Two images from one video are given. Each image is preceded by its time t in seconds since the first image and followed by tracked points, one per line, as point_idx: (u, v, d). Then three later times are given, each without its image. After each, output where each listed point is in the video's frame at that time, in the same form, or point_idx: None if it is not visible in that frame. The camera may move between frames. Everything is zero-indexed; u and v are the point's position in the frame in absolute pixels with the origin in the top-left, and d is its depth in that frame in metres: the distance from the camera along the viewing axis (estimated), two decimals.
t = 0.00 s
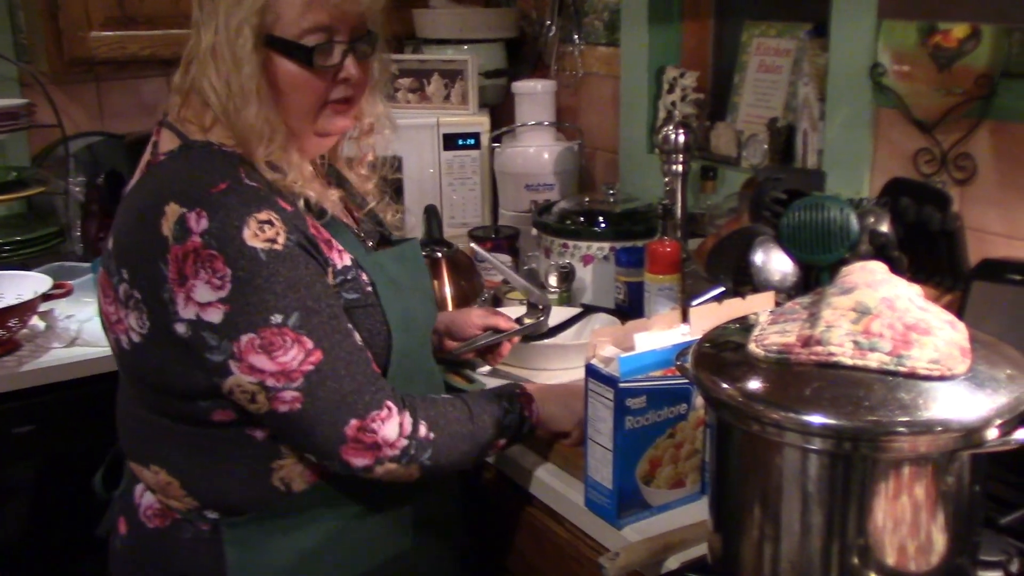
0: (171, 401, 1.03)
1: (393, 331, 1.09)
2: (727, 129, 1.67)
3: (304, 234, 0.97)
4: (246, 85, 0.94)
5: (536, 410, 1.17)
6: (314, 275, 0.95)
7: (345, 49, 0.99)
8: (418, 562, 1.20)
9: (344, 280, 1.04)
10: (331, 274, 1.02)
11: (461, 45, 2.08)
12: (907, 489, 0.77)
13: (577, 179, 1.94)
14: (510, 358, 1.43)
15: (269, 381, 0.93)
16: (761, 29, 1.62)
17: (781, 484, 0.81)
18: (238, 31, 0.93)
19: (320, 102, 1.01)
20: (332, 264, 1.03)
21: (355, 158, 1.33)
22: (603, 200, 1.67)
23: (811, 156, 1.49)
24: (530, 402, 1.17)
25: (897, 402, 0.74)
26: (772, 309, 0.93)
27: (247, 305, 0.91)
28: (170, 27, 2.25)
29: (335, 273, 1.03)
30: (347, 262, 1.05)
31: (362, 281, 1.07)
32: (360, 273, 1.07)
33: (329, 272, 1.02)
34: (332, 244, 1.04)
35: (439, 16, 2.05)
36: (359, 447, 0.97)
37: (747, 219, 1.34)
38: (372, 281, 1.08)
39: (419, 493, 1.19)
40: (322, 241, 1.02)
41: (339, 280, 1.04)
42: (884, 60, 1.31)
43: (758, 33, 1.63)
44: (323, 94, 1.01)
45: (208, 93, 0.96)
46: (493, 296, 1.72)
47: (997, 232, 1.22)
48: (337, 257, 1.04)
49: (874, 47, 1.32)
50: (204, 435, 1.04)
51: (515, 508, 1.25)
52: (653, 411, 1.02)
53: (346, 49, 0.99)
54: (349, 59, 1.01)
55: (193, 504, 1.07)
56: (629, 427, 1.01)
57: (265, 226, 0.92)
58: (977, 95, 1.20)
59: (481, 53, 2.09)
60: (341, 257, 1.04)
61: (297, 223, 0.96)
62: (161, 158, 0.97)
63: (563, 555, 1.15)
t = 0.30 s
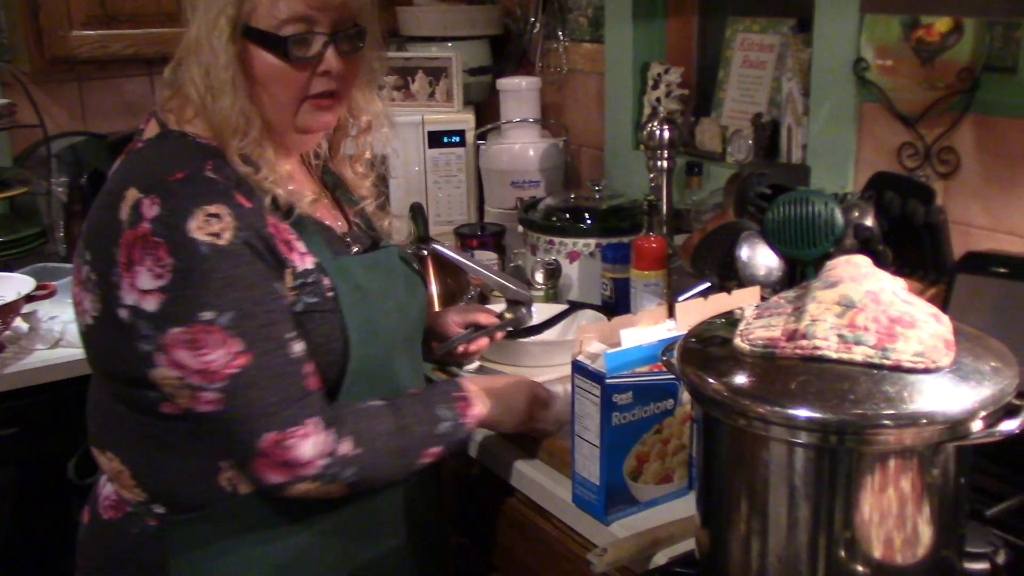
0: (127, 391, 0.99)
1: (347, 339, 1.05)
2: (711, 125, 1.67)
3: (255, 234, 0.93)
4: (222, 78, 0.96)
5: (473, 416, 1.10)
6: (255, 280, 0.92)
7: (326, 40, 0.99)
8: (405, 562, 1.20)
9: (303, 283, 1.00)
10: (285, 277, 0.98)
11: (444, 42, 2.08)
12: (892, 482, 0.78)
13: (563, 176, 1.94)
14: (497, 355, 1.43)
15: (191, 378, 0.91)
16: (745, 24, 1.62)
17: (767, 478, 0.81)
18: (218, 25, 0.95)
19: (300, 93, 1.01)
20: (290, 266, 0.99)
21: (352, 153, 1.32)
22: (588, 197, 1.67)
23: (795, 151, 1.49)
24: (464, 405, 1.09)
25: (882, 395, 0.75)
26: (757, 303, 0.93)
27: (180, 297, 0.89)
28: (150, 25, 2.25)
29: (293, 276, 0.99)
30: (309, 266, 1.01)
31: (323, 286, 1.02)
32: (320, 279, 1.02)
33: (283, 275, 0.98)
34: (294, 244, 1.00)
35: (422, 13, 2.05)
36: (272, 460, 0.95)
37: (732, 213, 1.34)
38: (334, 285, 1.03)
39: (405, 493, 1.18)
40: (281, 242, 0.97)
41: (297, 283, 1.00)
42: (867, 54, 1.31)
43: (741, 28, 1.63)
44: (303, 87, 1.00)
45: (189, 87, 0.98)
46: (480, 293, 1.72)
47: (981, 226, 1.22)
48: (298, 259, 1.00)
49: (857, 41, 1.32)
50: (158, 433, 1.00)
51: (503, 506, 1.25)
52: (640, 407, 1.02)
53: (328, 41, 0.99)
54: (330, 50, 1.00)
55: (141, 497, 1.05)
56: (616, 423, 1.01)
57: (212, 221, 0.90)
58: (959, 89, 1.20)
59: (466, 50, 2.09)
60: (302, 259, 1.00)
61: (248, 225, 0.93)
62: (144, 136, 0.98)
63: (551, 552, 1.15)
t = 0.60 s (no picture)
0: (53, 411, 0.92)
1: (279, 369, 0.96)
2: (697, 119, 1.67)
3: (159, 263, 0.84)
4: (161, 75, 0.89)
5: (328, 471, 0.88)
6: (146, 314, 0.82)
7: (273, 33, 0.92)
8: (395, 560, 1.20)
9: (226, 308, 0.90)
10: (200, 303, 0.87)
11: (430, 38, 2.07)
12: (879, 472, 0.78)
13: (549, 171, 1.94)
14: (485, 350, 1.43)
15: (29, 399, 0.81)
16: (730, 18, 1.62)
17: (755, 469, 0.81)
18: (157, 20, 0.89)
19: (248, 94, 0.93)
20: (210, 289, 0.88)
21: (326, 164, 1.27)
22: (575, 191, 1.67)
23: (781, 144, 1.50)
24: (317, 458, 0.88)
25: (868, 386, 0.75)
26: (743, 296, 0.93)
27: (54, 310, 0.80)
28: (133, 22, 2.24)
29: (216, 300, 0.89)
30: (232, 292, 0.90)
31: (249, 312, 0.92)
32: (246, 302, 0.92)
33: (201, 301, 0.87)
34: (214, 268, 0.89)
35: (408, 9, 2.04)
36: (56, 506, 0.83)
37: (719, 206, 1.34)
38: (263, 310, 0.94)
39: (392, 490, 1.18)
40: (198, 261, 0.87)
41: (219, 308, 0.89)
42: (852, 47, 1.31)
43: (727, 22, 1.63)
44: (251, 85, 0.92)
45: (130, 91, 0.92)
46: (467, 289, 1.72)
47: (966, 217, 1.23)
48: (219, 283, 0.89)
49: (842, 34, 1.32)
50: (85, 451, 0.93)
51: (492, 501, 1.25)
52: (628, 401, 1.02)
53: (275, 33, 0.92)
54: (279, 44, 0.93)
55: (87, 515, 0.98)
56: (604, 417, 1.01)
57: (104, 236, 0.82)
58: (943, 81, 1.20)
59: (452, 45, 2.09)
60: (222, 283, 0.90)
61: (149, 253, 0.83)
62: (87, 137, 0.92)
63: (539, 547, 1.16)
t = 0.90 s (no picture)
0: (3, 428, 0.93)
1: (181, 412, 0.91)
2: (686, 112, 1.68)
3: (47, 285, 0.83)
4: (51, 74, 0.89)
5: (162, 555, 0.80)
6: (9, 345, 0.81)
7: (165, 20, 0.89)
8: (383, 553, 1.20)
9: (118, 338, 0.87)
10: (84, 333, 0.84)
11: (419, 31, 2.07)
12: (865, 464, 0.78)
13: (538, 164, 1.94)
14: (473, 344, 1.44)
15: None
16: (719, 12, 1.63)
17: (743, 461, 0.81)
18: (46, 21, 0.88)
19: (141, 86, 0.89)
20: (99, 316, 0.86)
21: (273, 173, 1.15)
22: (563, 185, 1.67)
23: (770, 138, 1.50)
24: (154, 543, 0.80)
25: (854, 377, 0.75)
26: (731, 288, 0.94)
27: None
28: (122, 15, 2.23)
29: (104, 328, 0.86)
30: (127, 318, 0.87)
31: (147, 341, 0.89)
32: (145, 330, 0.89)
33: (85, 328, 0.84)
34: (108, 294, 0.87)
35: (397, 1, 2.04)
36: None
37: (706, 200, 1.35)
38: (162, 339, 0.90)
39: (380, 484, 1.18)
40: (84, 284, 0.85)
41: (109, 337, 0.86)
42: (840, 41, 1.32)
43: (715, 16, 1.63)
44: (142, 77, 0.89)
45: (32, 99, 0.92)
46: (455, 282, 1.72)
47: (952, 211, 1.23)
48: (112, 310, 0.87)
49: (830, 28, 1.33)
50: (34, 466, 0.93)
51: (480, 494, 1.25)
52: (617, 394, 1.02)
53: (167, 19, 0.89)
54: (169, 29, 0.89)
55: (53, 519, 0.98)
56: (593, 410, 1.01)
57: None
58: (930, 74, 1.21)
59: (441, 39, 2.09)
60: (116, 310, 0.87)
61: (28, 277, 0.82)
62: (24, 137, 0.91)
63: (527, 539, 1.16)
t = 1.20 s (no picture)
0: None
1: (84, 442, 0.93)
2: (674, 102, 1.68)
3: None
4: None
5: None
6: None
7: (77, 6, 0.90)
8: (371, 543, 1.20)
9: (25, 363, 0.91)
10: None
11: (407, 20, 2.07)
12: (849, 450, 0.79)
13: (526, 154, 1.94)
14: (461, 332, 1.44)
15: None
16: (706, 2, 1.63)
17: (729, 447, 0.82)
18: None
19: (56, 77, 0.89)
20: (4, 339, 0.90)
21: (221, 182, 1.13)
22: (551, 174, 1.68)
23: (757, 127, 1.51)
24: None
25: (839, 362, 0.76)
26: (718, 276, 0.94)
27: None
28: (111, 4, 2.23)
29: (11, 352, 0.90)
30: (37, 341, 0.91)
31: (56, 367, 0.92)
32: (55, 355, 0.92)
33: None
34: (18, 317, 0.91)
35: None
36: None
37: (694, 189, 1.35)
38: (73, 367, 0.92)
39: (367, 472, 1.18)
40: None
41: (15, 362, 0.90)
42: (827, 31, 1.32)
43: (703, 6, 1.64)
44: (57, 67, 0.89)
45: None
46: (443, 272, 1.73)
47: (937, 200, 1.24)
48: (20, 333, 0.91)
49: (817, 18, 1.33)
50: None
51: (468, 481, 1.25)
52: (605, 381, 1.03)
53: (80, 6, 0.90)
54: (84, 15, 0.90)
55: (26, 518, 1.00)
56: (581, 397, 1.02)
57: None
58: (916, 64, 1.21)
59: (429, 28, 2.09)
60: (25, 333, 0.91)
61: None
62: None
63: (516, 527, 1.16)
